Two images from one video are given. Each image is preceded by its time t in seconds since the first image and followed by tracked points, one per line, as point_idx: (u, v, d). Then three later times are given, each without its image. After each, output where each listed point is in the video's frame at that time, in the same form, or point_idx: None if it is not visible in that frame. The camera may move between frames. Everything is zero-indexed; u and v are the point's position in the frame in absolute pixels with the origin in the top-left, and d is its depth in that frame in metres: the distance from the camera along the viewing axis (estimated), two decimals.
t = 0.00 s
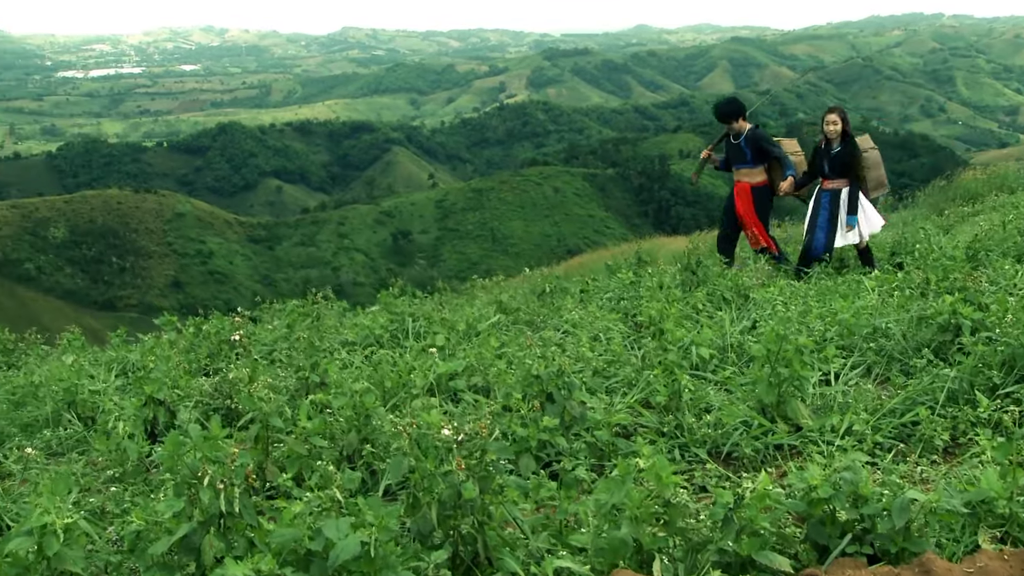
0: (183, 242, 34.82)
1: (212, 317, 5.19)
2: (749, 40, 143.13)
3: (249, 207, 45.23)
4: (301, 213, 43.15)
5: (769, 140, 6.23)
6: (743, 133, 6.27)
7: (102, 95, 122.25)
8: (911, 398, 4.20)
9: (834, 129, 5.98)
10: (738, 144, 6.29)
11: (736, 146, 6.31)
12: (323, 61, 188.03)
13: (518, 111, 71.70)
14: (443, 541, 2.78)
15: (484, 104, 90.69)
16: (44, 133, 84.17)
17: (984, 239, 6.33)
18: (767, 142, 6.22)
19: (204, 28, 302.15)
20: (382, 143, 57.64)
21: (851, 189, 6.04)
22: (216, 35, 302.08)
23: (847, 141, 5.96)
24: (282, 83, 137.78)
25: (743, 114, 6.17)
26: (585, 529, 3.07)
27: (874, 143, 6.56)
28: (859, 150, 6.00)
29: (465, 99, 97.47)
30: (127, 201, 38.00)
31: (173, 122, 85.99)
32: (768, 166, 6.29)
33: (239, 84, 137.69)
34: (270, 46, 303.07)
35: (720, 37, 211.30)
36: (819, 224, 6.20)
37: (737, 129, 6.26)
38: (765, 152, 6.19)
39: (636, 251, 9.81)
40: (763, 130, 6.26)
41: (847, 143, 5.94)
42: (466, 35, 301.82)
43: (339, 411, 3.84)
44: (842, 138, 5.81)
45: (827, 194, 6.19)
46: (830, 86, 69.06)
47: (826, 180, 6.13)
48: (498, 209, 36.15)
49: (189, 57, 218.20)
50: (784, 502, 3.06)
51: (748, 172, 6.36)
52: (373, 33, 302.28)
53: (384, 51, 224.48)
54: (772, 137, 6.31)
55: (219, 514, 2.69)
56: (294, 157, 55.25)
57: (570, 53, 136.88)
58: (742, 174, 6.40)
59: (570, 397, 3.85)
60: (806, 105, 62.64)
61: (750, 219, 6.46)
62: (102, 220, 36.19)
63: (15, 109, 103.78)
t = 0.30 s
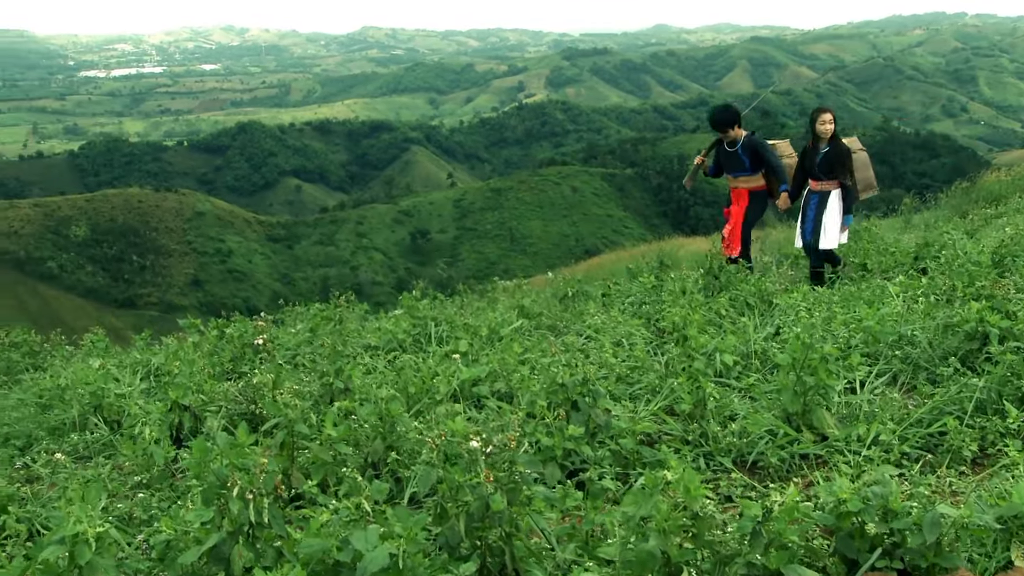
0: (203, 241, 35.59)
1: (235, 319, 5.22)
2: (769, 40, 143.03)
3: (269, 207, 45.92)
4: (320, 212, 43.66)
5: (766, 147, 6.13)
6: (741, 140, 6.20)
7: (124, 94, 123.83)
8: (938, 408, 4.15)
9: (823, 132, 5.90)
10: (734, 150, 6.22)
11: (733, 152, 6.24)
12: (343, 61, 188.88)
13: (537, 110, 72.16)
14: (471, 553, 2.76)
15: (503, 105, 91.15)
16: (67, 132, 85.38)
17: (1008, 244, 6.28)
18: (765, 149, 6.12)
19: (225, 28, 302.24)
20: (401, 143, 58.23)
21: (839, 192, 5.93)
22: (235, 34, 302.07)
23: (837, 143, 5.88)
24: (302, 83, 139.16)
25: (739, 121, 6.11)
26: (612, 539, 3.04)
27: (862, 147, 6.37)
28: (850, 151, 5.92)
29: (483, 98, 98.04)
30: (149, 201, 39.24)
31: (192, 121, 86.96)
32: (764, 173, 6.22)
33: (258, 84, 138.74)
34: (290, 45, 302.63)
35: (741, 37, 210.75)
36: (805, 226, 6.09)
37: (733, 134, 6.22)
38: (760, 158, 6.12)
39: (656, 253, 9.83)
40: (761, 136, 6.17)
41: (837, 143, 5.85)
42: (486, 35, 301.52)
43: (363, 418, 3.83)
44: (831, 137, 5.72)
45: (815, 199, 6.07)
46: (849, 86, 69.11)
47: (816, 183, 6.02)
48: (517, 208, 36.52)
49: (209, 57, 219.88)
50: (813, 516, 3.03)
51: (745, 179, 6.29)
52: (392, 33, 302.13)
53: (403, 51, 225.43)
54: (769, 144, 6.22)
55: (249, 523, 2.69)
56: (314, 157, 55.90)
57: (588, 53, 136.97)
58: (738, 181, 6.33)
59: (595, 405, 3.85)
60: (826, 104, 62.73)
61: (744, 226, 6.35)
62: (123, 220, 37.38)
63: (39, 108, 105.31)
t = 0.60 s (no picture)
0: (223, 240, 36.48)
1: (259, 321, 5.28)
2: (791, 38, 142.75)
3: (288, 206, 46.64)
4: (339, 211, 44.13)
5: (765, 160, 6.01)
6: (739, 151, 6.07)
7: (146, 94, 125.31)
8: (967, 417, 4.10)
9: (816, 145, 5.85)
10: (732, 163, 6.08)
11: (731, 165, 6.09)
12: (363, 60, 189.87)
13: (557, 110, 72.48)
14: (500, 564, 2.75)
15: (523, 104, 91.54)
16: (90, 132, 86.73)
17: None
18: (763, 162, 6.00)
19: (246, 27, 302.20)
20: (421, 143, 58.75)
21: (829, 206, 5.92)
22: (257, 34, 302.04)
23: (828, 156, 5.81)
24: (322, 83, 140.43)
25: (739, 133, 5.98)
26: (641, 551, 3.01)
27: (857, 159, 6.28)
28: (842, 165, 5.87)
29: (503, 97, 98.49)
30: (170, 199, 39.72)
31: (215, 121, 88.01)
32: (761, 186, 6.09)
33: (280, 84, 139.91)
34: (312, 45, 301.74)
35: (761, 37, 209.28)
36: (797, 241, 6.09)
37: (731, 147, 6.07)
38: (757, 173, 6.00)
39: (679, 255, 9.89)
40: (759, 151, 6.06)
41: (827, 157, 5.80)
42: (506, 34, 301.44)
43: (389, 425, 3.83)
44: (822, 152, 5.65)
45: (807, 212, 6.02)
46: (870, 87, 68.99)
47: (808, 196, 5.97)
48: (536, 207, 36.79)
49: (230, 56, 221.65)
50: (842, 529, 3.00)
51: (742, 193, 6.16)
52: (412, 32, 302.04)
53: (424, 51, 226.17)
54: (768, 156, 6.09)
55: (279, 534, 2.69)
56: (334, 156, 56.51)
57: (608, 53, 137.07)
58: (735, 194, 6.21)
59: (621, 414, 3.85)
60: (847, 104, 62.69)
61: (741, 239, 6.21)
62: (144, 218, 37.46)
63: (63, 108, 106.99)
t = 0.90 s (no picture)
0: (245, 238, 36.83)
1: (285, 323, 5.29)
2: (814, 38, 142.27)
3: (310, 204, 47.04)
4: (361, 210, 44.48)
5: (764, 155, 5.92)
6: (741, 145, 6.02)
7: (170, 93, 126.30)
8: (1002, 427, 4.02)
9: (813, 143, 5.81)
10: (734, 156, 6.04)
11: (732, 159, 6.06)
12: (385, 60, 190.74)
13: (579, 110, 72.66)
14: None
15: (544, 104, 91.73)
16: (115, 130, 87.80)
17: None
18: (762, 157, 5.91)
19: (269, 26, 302.22)
20: (443, 142, 59.13)
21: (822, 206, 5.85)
22: (279, 33, 302.03)
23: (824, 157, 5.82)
24: (345, 82, 141.05)
25: (742, 125, 5.95)
26: (671, 564, 2.98)
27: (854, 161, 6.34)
28: (837, 166, 5.85)
29: (525, 97, 98.79)
30: (193, 197, 39.93)
31: (238, 121, 88.89)
32: (761, 182, 6.01)
33: (303, 83, 141.13)
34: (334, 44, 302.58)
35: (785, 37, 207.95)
36: (795, 240, 5.97)
37: (735, 138, 6.03)
38: (759, 166, 5.93)
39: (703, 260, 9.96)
40: (761, 145, 5.97)
41: (822, 158, 5.78)
42: (529, 33, 301.27)
43: (418, 432, 3.84)
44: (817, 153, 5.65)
45: (800, 214, 5.94)
46: (894, 87, 68.74)
47: (801, 197, 5.91)
48: (558, 207, 36.95)
49: (253, 56, 223.33)
50: (874, 543, 2.97)
51: (743, 188, 6.10)
52: (434, 32, 302.04)
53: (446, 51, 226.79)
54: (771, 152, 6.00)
55: (310, 544, 2.68)
56: (356, 155, 56.98)
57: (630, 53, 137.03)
58: (737, 190, 6.14)
59: (650, 423, 3.85)
60: (870, 105, 62.54)
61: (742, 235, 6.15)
62: (167, 217, 37.93)
63: (89, 108, 108.45)
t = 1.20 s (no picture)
0: (267, 237, 37.12)
1: (309, 325, 5.32)
2: (838, 39, 141.44)
3: (332, 204, 47.35)
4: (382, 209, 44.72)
5: (756, 165, 5.88)
6: (733, 153, 6.01)
7: (192, 92, 127.28)
8: None
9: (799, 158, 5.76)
10: (726, 165, 6.05)
11: (724, 167, 6.07)
12: (407, 59, 190.92)
13: (599, 110, 72.67)
14: None
15: (565, 103, 91.75)
16: (138, 130, 88.62)
17: None
18: (754, 166, 5.88)
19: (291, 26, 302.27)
20: (463, 142, 59.29)
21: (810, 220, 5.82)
22: (302, 33, 302.08)
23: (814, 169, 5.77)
24: (366, 82, 141.77)
25: (734, 132, 5.92)
26: (702, 572, 2.97)
27: (842, 176, 6.24)
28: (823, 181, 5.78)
29: (546, 96, 98.80)
30: (215, 196, 40.14)
31: (260, 120, 89.43)
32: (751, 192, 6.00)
33: (324, 83, 141.63)
34: (355, 43, 302.64)
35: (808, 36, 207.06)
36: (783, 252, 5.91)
37: (728, 146, 6.03)
38: (747, 178, 5.92)
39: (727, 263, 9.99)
40: (753, 154, 5.95)
41: (808, 173, 5.71)
42: (549, 33, 301.06)
43: (447, 438, 3.84)
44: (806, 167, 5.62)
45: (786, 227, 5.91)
46: (918, 87, 68.35)
47: (787, 212, 5.88)
48: (578, 207, 36.99)
49: (275, 56, 224.11)
50: (910, 556, 2.93)
51: (735, 198, 6.09)
52: (456, 32, 302.05)
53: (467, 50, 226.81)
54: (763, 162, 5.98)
55: (343, 551, 2.69)
56: (377, 155, 57.25)
57: (652, 52, 136.67)
58: (730, 199, 6.12)
59: (678, 430, 3.84)
60: (894, 106, 62.20)
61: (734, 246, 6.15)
62: (190, 215, 38.07)
63: (114, 107, 109.42)
